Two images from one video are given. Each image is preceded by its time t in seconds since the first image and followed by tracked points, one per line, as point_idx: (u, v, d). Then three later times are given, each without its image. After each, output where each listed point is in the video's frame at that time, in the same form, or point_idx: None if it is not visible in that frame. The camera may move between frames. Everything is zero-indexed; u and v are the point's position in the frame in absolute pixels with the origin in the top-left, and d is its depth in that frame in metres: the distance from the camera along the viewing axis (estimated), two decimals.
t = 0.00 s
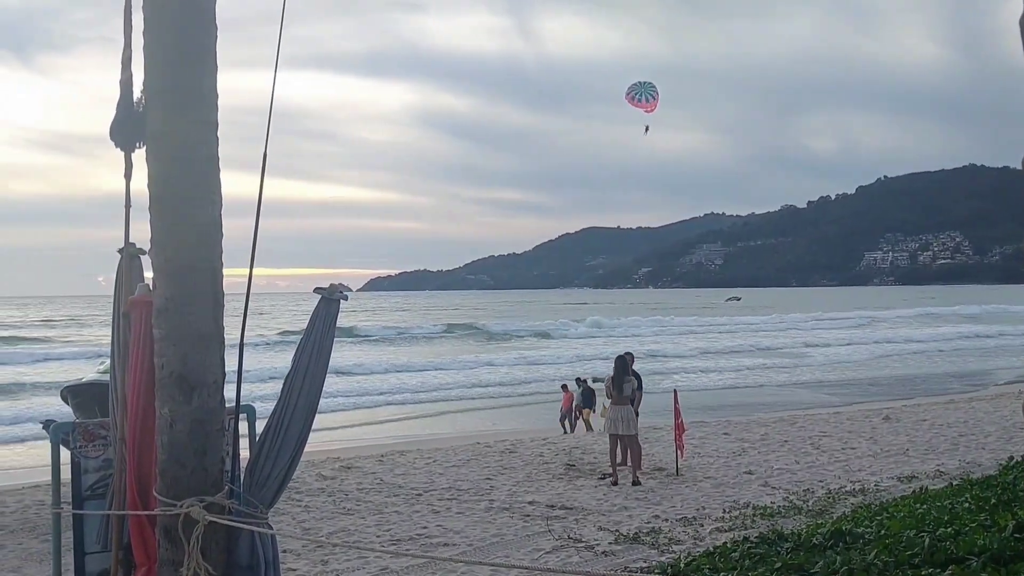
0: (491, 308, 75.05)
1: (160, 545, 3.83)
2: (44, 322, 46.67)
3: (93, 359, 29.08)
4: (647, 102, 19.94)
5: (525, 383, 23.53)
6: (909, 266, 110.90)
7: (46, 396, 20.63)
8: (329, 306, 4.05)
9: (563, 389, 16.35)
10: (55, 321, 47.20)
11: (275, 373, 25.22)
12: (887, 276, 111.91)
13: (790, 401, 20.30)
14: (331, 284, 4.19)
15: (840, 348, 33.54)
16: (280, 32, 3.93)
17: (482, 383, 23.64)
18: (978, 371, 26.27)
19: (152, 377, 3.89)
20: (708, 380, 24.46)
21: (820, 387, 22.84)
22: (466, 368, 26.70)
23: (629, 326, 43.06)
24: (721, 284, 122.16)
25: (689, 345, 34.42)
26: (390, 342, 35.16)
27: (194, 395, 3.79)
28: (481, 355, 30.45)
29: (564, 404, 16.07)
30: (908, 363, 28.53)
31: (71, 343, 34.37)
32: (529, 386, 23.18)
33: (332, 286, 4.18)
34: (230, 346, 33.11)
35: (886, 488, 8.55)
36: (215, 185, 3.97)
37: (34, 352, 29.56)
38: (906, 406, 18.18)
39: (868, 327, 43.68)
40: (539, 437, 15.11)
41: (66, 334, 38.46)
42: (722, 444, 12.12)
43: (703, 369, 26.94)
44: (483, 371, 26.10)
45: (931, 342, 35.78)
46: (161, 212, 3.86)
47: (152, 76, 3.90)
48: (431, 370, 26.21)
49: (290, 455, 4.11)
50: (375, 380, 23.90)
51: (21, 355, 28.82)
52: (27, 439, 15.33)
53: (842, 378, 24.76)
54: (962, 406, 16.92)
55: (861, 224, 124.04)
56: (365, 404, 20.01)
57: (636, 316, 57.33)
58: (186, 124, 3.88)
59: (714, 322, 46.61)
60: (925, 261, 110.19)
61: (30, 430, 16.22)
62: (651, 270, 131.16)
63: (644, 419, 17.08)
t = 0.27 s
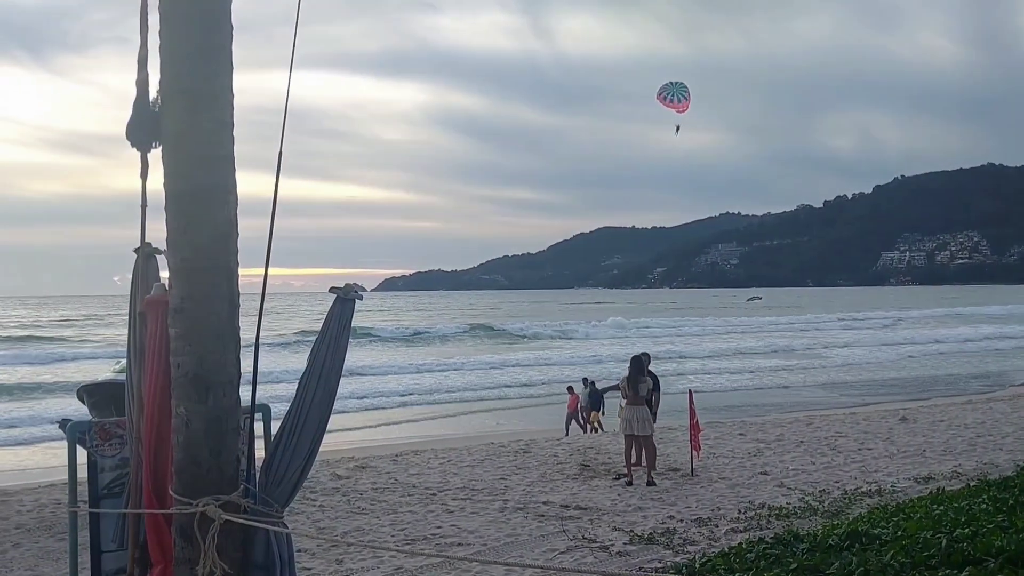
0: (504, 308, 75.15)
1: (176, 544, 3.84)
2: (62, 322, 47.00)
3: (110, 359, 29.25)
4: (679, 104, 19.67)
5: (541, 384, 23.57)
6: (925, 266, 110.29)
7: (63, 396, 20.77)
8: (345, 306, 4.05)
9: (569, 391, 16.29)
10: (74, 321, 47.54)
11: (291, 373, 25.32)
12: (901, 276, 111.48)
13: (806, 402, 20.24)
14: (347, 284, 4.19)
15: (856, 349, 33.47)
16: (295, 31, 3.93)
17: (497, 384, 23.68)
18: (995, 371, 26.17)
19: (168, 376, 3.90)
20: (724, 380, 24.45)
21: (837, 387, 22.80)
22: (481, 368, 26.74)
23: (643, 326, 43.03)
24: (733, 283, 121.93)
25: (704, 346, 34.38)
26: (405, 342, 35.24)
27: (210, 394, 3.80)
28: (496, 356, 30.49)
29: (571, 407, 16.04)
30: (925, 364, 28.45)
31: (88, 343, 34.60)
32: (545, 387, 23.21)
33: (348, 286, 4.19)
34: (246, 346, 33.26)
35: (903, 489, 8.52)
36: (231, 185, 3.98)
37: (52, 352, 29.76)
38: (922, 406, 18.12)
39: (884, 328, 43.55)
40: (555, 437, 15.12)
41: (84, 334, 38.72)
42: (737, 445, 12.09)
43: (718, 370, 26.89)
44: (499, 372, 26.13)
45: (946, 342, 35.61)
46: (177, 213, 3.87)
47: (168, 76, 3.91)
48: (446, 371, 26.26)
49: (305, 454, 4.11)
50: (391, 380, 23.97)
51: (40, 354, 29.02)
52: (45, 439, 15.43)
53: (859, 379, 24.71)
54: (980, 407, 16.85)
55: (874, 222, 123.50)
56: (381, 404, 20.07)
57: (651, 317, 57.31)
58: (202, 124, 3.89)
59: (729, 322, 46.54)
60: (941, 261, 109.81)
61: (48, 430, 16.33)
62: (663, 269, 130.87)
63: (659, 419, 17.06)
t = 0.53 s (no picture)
0: (516, 308, 75.10)
1: (190, 543, 3.86)
2: (78, 321, 47.25)
3: (125, 359, 29.39)
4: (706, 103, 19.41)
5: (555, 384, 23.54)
6: (939, 265, 109.65)
7: (79, 395, 20.90)
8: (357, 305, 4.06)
9: (574, 390, 16.23)
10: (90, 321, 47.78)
11: (305, 373, 25.38)
12: (914, 275, 110.82)
13: (820, 402, 20.15)
14: (359, 283, 4.19)
15: (871, 349, 33.27)
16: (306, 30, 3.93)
17: (511, 384, 23.66)
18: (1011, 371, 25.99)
19: (181, 375, 3.92)
20: (739, 380, 24.35)
21: (853, 387, 22.67)
22: (494, 369, 26.72)
23: (657, 326, 42.90)
24: (744, 283, 121.64)
25: (718, 346, 34.24)
26: (419, 342, 35.26)
27: (223, 392, 3.82)
28: (509, 356, 30.46)
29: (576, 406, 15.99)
30: (940, 363, 28.27)
31: (104, 343, 34.80)
32: (558, 387, 23.17)
33: (360, 285, 4.19)
34: (260, 345, 33.37)
35: (917, 489, 8.48)
36: (243, 185, 3.99)
37: (68, 352, 29.93)
38: (939, 406, 18.02)
39: (901, 328, 43.24)
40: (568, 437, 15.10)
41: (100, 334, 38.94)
42: (750, 444, 12.06)
43: (731, 370, 26.80)
44: (512, 372, 26.11)
45: (962, 342, 35.40)
46: (190, 212, 3.89)
47: (180, 75, 3.93)
48: (459, 371, 26.26)
49: (318, 453, 4.12)
50: (405, 381, 23.99)
51: (56, 354, 29.20)
52: (61, 438, 15.53)
53: (875, 379, 24.55)
54: (996, 407, 16.74)
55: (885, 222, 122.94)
56: (395, 404, 20.09)
57: (664, 317, 57.14)
58: (215, 124, 3.91)
59: (743, 323, 46.34)
60: (956, 261, 109.11)
61: (64, 430, 16.43)
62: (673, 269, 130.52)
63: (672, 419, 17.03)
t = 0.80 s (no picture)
0: (528, 307, 74.99)
1: (204, 541, 3.87)
2: (93, 321, 47.52)
3: (140, 358, 29.54)
4: (733, 103, 19.35)
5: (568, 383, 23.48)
6: (954, 263, 108.79)
7: (94, 395, 21.02)
8: (370, 304, 4.07)
9: (578, 390, 16.20)
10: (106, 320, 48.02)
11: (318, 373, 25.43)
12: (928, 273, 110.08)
13: (834, 401, 20.04)
14: (372, 283, 4.20)
15: (886, 348, 33.01)
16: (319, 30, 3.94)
17: (523, 384, 23.62)
18: None
19: (195, 374, 3.93)
20: (753, 380, 24.21)
21: (869, 387, 22.49)
22: (506, 369, 26.68)
23: (670, 326, 42.74)
24: (755, 283, 121.24)
25: (731, 346, 34.07)
26: (432, 342, 35.25)
27: (236, 391, 3.83)
28: (522, 355, 30.41)
29: (581, 406, 15.97)
30: (955, 363, 28.08)
31: (120, 342, 34.99)
32: (571, 387, 23.12)
33: (373, 284, 4.20)
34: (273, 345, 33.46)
35: (931, 489, 8.44)
36: (256, 184, 4.01)
37: (84, 351, 30.11)
38: (954, 406, 17.90)
39: (916, 327, 42.96)
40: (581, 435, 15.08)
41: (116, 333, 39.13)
42: (763, 444, 12.01)
43: (745, 369, 26.68)
44: (524, 372, 26.06)
45: (978, 342, 35.13)
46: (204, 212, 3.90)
47: (194, 76, 3.94)
48: (472, 371, 26.24)
49: (331, 452, 4.13)
50: (417, 380, 23.99)
51: (71, 354, 29.38)
52: (76, 438, 15.62)
53: (891, 379, 24.35)
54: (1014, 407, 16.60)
55: (897, 221, 122.24)
56: (407, 404, 20.09)
57: (677, 317, 56.93)
58: (229, 124, 3.92)
59: (757, 322, 46.07)
60: (970, 259, 108.31)
61: (80, 429, 16.53)
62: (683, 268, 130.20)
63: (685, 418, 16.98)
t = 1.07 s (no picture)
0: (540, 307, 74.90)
1: (216, 540, 3.87)
2: (108, 321, 47.75)
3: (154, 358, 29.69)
4: (762, 98, 19.31)
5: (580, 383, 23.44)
6: (968, 262, 108.04)
7: (109, 395, 21.15)
8: (382, 304, 4.07)
9: (583, 391, 16.14)
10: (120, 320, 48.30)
11: (331, 373, 25.48)
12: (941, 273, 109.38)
13: (849, 402, 19.93)
14: (384, 283, 4.21)
15: (901, 349, 32.77)
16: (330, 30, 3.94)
17: (536, 385, 23.59)
18: None
19: (207, 374, 3.94)
20: (768, 380, 24.07)
21: (884, 387, 22.34)
22: (519, 369, 26.65)
23: (684, 326, 42.58)
24: (766, 283, 120.80)
25: (745, 346, 33.89)
26: (444, 343, 35.22)
27: (249, 392, 3.84)
28: (534, 356, 30.38)
29: (586, 407, 15.91)
30: (971, 363, 27.87)
31: (135, 342, 35.20)
32: (584, 387, 23.09)
33: (384, 284, 4.20)
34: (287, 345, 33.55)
35: (945, 489, 8.39)
36: (268, 185, 4.01)
37: (99, 351, 30.31)
38: (971, 406, 17.77)
39: (931, 327, 42.66)
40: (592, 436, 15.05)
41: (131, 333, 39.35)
42: (776, 445, 11.97)
43: (758, 370, 26.57)
44: (537, 372, 26.03)
45: (994, 342, 34.86)
46: (216, 212, 3.91)
47: (207, 76, 3.95)
48: (484, 372, 26.22)
49: (343, 451, 4.13)
50: (430, 380, 23.99)
51: (86, 353, 29.57)
52: (90, 438, 15.71)
53: (906, 379, 24.18)
54: None
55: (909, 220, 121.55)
56: (419, 404, 20.08)
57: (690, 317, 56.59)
58: (241, 124, 3.93)
59: (772, 322, 45.82)
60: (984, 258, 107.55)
61: (94, 428, 16.62)
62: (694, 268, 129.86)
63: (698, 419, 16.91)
